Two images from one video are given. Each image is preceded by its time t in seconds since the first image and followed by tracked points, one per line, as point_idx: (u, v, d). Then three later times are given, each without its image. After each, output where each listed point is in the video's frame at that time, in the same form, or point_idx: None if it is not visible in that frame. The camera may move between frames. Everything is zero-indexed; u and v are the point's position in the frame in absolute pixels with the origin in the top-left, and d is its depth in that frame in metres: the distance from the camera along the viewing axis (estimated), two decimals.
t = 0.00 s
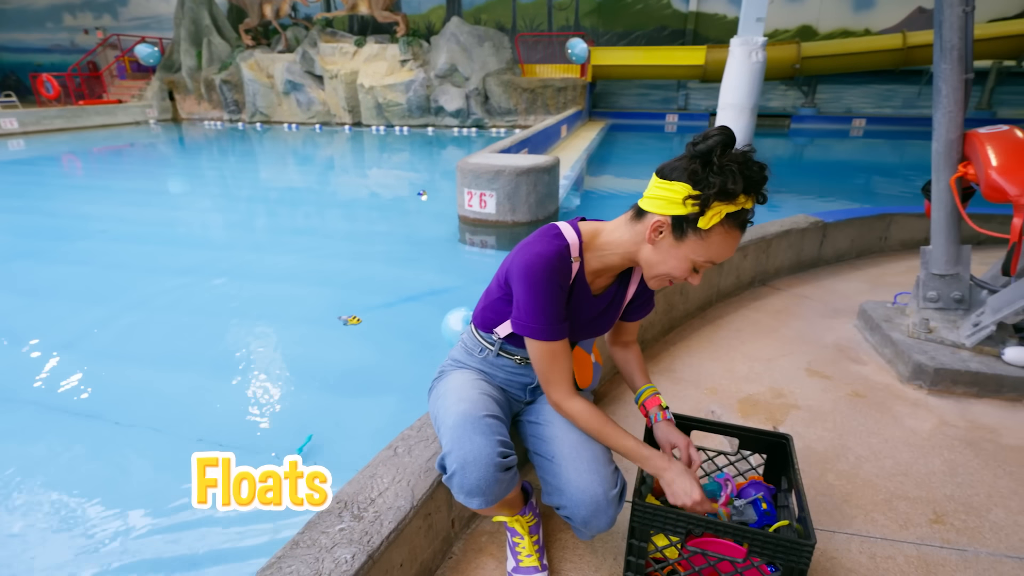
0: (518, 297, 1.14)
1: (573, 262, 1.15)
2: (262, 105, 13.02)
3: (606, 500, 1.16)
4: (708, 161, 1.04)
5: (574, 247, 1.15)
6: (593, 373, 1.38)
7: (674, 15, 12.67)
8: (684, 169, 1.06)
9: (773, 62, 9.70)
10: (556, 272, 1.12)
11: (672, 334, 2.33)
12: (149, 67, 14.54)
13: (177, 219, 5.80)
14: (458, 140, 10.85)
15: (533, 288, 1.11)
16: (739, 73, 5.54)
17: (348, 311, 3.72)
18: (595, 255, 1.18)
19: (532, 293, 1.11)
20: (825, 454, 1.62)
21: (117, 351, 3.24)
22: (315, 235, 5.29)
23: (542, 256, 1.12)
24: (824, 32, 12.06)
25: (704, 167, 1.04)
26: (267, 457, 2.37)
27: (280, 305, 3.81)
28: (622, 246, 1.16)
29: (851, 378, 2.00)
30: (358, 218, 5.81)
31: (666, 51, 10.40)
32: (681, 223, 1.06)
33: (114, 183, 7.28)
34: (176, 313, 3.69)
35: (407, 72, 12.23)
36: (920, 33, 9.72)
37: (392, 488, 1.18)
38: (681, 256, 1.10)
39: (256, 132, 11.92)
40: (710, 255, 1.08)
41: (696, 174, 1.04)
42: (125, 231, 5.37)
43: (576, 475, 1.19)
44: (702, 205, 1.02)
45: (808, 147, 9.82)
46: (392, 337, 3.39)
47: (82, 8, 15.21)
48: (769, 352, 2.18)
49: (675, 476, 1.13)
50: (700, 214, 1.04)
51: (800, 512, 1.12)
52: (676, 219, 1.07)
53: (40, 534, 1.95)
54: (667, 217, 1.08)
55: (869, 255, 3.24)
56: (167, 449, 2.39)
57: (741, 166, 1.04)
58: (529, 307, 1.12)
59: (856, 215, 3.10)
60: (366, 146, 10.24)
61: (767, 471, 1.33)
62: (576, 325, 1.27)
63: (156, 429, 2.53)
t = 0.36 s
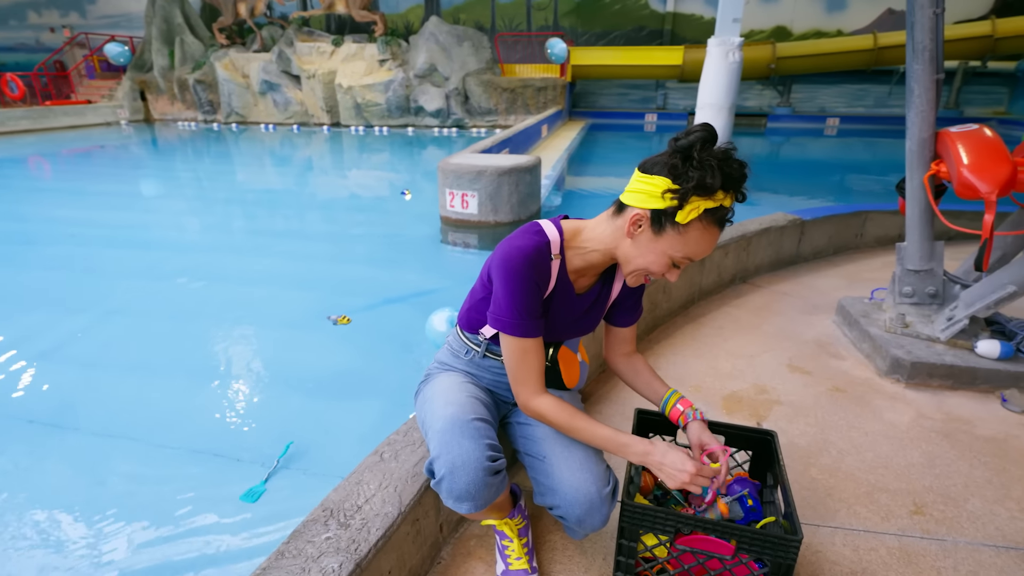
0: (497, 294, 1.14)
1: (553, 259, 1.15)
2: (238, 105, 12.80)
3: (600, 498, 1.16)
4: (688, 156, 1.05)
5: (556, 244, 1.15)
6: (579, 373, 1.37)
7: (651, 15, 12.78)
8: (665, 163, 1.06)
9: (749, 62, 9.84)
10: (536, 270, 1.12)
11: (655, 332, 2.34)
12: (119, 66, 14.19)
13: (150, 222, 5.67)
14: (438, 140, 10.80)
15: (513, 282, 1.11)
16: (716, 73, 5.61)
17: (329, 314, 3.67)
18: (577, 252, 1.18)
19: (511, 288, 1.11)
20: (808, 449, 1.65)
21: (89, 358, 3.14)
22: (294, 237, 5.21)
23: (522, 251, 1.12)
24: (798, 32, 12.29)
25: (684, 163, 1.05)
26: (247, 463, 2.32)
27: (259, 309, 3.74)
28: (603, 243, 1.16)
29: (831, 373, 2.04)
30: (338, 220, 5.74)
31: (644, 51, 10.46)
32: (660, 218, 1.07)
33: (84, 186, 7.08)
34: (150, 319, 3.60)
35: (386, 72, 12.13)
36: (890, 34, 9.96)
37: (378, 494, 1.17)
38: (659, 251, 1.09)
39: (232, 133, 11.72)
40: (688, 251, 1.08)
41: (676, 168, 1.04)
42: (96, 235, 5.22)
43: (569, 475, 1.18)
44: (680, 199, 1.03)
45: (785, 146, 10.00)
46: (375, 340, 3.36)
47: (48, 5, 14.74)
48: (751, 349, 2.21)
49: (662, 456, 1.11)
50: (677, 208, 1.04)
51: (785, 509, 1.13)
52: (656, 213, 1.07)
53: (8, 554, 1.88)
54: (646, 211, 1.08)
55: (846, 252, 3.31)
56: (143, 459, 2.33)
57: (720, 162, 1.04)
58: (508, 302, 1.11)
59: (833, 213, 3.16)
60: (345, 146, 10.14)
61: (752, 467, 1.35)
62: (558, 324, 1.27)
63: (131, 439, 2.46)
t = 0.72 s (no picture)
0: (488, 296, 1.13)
1: (546, 260, 1.14)
2: (221, 105, 12.63)
3: (597, 501, 1.15)
4: (678, 152, 1.04)
5: (549, 244, 1.14)
6: (573, 374, 1.36)
7: (637, 15, 12.85)
8: (655, 161, 1.06)
9: (734, 62, 9.93)
10: (529, 272, 1.11)
11: (647, 331, 2.34)
12: (99, 66, 13.95)
13: (132, 225, 5.57)
14: (425, 140, 10.76)
15: (505, 284, 1.10)
16: (702, 73, 5.62)
17: (317, 316, 3.63)
18: (570, 252, 1.17)
19: (505, 288, 1.10)
20: (800, 446, 1.65)
21: (70, 365, 3.07)
22: (280, 238, 5.15)
23: (515, 251, 1.11)
24: (782, 33, 12.42)
25: (674, 159, 1.04)
26: (235, 469, 2.28)
27: (246, 312, 3.69)
28: (596, 242, 1.15)
29: (822, 370, 2.05)
30: (325, 221, 5.67)
31: (631, 51, 10.47)
32: (651, 216, 1.05)
33: (63, 188, 6.93)
34: (133, 323, 3.53)
35: (373, 71, 12.05)
36: (871, 34, 10.09)
37: (373, 500, 1.14)
38: (652, 250, 1.08)
39: (215, 134, 11.56)
40: (681, 249, 1.06)
41: (666, 165, 1.03)
42: (76, 238, 5.12)
43: (566, 479, 1.17)
44: (670, 195, 1.01)
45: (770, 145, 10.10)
46: (365, 342, 3.32)
47: (24, 4, 14.45)
48: (742, 347, 2.22)
49: (651, 462, 1.10)
50: (669, 205, 1.02)
51: (782, 508, 1.13)
52: (646, 212, 1.06)
53: None
54: (637, 209, 1.07)
55: (833, 249, 3.34)
56: (129, 467, 2.28)
57: (710, 158, 1.03)
58: (501, 303, 1.10)
59: (820, 211, 3.19)
60: (331, 147, 10.05)
61: (747, 466, 1.35)
62: (552, 325, 1.26)
63: (116, 446, 2.41)
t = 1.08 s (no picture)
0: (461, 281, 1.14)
1: (519, 242, 1.14)
2: (214, 105, 12.52)
3: (599, 506, 1.13)
4: (618, 109, 1.05)
5: (524, 226, 1.14)
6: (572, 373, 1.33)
7: (632, 15, 12.86)
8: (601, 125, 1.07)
9: (728, 62, 9.94)
10: (500, 251, 1.11)
11: (645, 331, 2.33)
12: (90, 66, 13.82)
13: (125, 226, 5.51)
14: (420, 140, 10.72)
15: (476, 266, 1.11)
16: (696, 72, 5.61)
17: (312, 317, 3.60)
18: (547, 235, 1.15)
19: (475, 268, 1.11)
20: (800, 447, 1.64)
21: (61, 368, 3.03)
22: (274, 239, 5.11)
23: (489, 233, 1.12)
24: (775, 32, 12.46)
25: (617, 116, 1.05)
26: (230, 473, 2.25)
27: (239, 314, 3.65)
28: (568, 220, 1.13)
29: (820, 370, 2.05)
30: (319, 222, 5.64)
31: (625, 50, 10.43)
32: (607, 175, 1.04)
33: (53, 189, 6.85)
34: (125, 326, 3.49)
35: (367, 71, 12.00)
36: (864, 34, 10.14)
37: (371, 506, 1.13)
38: (616, 210, 1.04)
39: (208, 134, 11.47)
40: (644, 203, 1.02)
41: (610, 123, 1.04)
42: (67, 240, 5.06)
43: (567, 483, 1.15)
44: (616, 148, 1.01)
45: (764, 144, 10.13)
46: (360, 344, 3.30)
47: (14, 3, 14.32)
48: (741, 347, 2.21)
49: (600, 416, 1.07)
50: (618, 157, 1.02)
51: (785, 511, 1.11)
52: (601, 172, 1.04)
53: None
54: (593, 173, 1.06)
55: (829, 248, 3.34)
56: (122, 472, 2.25)
57: (652, 106, 1.02)
58: (472, 282, 1.11)
59: (817, 210, 3.19)
60: (326, 146, 10.01)
61: (749, 467, 1.34)
62: (541, 312, 1.23)
63: (108, 451, 2.37)
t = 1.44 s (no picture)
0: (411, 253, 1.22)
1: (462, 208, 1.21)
2: (212, 105, 12.49)
3: (599, 513, 1.12)
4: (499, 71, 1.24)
5: (467, 194, 1.22)
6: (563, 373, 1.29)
7: (630, 14, 12.83)
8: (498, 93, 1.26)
9: (726, 62, 9.94)
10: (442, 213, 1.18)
11: (644, 332, 2.32)
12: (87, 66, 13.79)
13: (122, 227, 5.49)
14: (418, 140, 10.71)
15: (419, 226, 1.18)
16: (694, 71, 5.61)
17: (310, 319, 3.59)
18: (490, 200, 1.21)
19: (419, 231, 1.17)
20: (800, 450, 1.63)
21: (56, 370, 3.01)
22: (271, 240, 5.09)
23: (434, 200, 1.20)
24: (773, 32, 12.46)
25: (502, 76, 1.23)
26: (226, 476, 2.23)
27: (236, 315, 3.64)
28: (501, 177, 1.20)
29: (820, 371, 2.04)
30: (318, 222, 5.62)
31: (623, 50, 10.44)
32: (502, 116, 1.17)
33: (49, 189, 6.83)
34: (122, 327, 3.47)
35: (365, 71, 11.98)
36: (862, 34, 10.15)
37: (366, 512, 1.11)
38: (515, 136, 1.13)
39: (206, 134, 11.45)
40: (531, 114, 1.11)
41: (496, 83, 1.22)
42: (64, 241, 5.03)
43: (564, 490, 1.14)
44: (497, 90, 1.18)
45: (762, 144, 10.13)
46: (358, 345, 3.29)
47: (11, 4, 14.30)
48: (739, 348, 2.20)
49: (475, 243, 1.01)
50: (498, 94, 1.17)
51: (786, 516, 1.10)
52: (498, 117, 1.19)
53: None
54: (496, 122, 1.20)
55: (829, 249, 3.33)
56: (117, 475, 2.23)
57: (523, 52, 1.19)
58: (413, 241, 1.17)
59: (816, 211, 3.18)
60: (323, 147, 10.00)
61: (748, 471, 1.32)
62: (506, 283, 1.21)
63: (103, 454, 2.35)
